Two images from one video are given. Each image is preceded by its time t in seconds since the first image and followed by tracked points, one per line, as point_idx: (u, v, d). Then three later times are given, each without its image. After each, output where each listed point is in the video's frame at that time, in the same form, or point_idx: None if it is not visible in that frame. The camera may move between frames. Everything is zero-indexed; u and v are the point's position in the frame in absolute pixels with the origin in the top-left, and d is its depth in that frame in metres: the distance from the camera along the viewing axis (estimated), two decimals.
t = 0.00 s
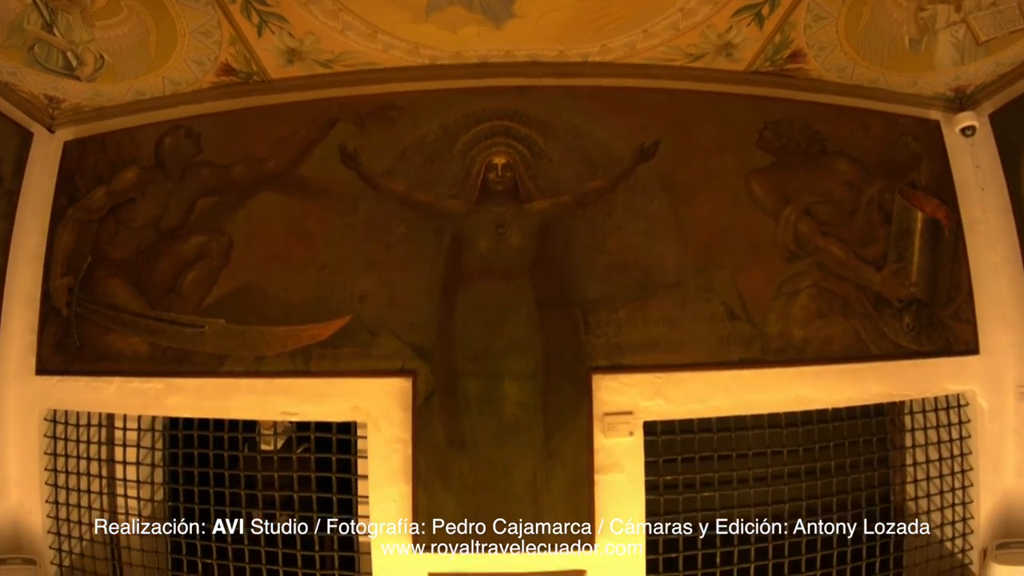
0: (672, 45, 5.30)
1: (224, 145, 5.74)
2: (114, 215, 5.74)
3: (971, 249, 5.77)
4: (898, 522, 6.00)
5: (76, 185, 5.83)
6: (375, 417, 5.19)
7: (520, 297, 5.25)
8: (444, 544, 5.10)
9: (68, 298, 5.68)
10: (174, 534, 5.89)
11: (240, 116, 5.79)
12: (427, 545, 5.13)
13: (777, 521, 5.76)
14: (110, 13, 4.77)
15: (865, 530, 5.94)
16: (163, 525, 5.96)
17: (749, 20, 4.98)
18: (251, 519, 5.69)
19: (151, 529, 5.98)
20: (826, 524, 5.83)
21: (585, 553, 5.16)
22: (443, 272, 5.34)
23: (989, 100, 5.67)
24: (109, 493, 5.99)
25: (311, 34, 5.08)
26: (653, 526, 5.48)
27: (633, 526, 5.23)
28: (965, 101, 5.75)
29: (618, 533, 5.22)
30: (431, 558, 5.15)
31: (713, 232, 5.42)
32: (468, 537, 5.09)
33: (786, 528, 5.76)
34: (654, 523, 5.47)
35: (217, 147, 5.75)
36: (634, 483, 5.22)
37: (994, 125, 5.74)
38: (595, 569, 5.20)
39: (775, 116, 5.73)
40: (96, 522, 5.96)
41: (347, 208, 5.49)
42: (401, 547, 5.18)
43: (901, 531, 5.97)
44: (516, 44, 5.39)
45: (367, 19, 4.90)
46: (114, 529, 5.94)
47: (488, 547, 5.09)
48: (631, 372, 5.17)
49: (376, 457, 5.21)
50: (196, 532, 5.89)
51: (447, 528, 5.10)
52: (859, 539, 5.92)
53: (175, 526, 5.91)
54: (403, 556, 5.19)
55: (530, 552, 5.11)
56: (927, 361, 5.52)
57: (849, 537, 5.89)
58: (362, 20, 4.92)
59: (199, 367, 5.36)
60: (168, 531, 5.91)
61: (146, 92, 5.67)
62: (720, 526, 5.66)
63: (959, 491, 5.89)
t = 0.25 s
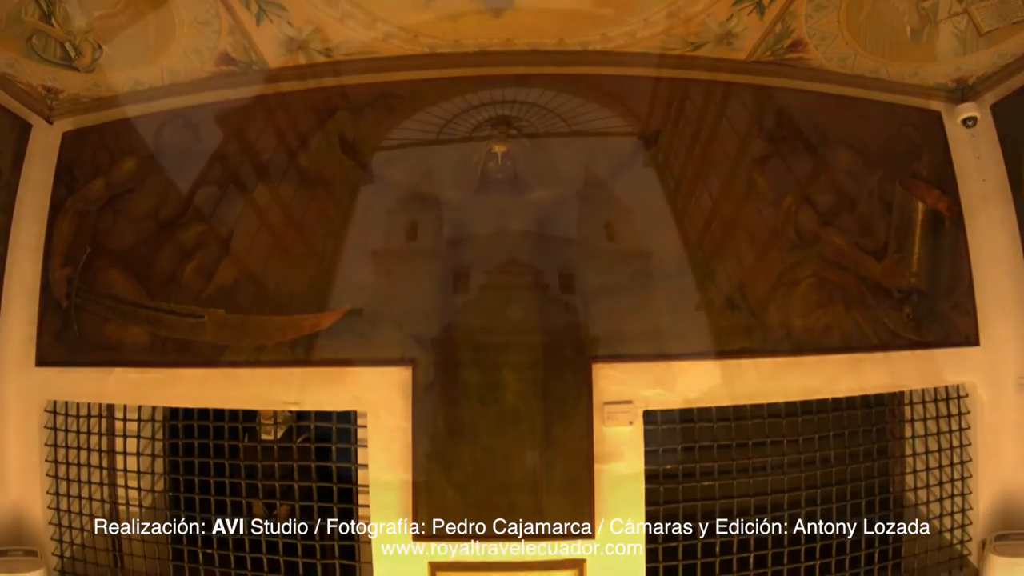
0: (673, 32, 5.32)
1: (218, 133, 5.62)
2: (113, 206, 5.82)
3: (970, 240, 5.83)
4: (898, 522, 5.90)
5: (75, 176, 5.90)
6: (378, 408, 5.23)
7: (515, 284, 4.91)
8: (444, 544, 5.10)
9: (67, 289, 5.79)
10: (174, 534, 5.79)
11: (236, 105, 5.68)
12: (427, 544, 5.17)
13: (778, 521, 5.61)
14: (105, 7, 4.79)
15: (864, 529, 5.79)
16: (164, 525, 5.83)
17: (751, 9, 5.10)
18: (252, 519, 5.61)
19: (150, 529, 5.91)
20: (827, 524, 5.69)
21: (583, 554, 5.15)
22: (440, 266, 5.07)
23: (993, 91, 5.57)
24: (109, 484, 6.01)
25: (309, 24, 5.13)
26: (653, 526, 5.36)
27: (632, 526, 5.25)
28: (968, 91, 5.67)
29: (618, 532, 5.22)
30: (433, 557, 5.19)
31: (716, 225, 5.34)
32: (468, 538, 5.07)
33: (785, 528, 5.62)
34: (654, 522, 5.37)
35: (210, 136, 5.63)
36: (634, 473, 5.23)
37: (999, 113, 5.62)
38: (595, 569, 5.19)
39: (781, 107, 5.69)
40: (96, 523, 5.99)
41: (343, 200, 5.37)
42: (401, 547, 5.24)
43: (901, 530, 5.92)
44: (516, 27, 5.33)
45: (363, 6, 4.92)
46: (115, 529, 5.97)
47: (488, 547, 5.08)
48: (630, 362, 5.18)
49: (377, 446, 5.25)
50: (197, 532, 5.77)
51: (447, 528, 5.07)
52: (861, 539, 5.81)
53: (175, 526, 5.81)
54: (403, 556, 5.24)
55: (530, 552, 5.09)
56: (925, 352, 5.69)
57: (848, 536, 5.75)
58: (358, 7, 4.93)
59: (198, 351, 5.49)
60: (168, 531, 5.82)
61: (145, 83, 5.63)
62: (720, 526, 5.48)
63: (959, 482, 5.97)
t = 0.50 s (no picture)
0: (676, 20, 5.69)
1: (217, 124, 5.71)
2: (112, 196, 5.81)
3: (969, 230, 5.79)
4: (897, 522, 5.99)
5: (75, 166, 5.83)
6: (374, 398, 5.12)
7: (516, 285, 5.04)
8: (444, 544, 5.16)
9: (66, 280, 5.79)
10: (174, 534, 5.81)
11: (239, 97, 5.75)
12: (427, 544, 5.18)
13: (778, 521, 5.59)
14: None
15: (865, 530, 5.88)
16: (164, 525, 5.87)
17: None
18: (251, 519, 5.58)
19: (150, 529, 5.89)
20: (827, 524, 5.77)
21: (583, 554, 5.14)
22: (441, 267, 5.13)
23: (994, 82, 5.63)
24: (109, 475, 5.94)
25: (309, 13, 5.59)
26: (653, 527, 5.32)
27: (632, 527, 5.23)
28: (968, 82, 5.73)
29: (618, 533, 5.20)
30: (432, 557, 5.17)
31: (716, 225, 5.39)
32: (468, 537, 5.16)
33: (786, 528, 5.60)
34: (654, 522, 5.31)
35: (210, 128, 5.72)
36: (633, 472, 5.13)
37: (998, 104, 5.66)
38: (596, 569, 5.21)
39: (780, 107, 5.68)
40: (96, 522, 6.00)
41: (344, 201, 5.38)
42: (401, 547, 5.21)
43: (901, 531, 5.98)
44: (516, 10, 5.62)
45: None
46: (114, 529, 6.00)
47: (488, 547, 5.16)
48: (632, 350, 5.07)
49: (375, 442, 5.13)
50: (198, 531, 5.75)
51: (447, 528, 5.13)
52: (859, 538, 5.91)
53: (174, 526, 5.83)
54: (403, 555, 5.21)
55: (531, 552, 5.16)
56: (920, 342, 5.65)
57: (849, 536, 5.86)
58: None
59: (198, 347, 5.48)
60: (167, 531, 5.84)
61: (144, 74, 5.83)
62: (720, 526, 5.46)
63: (957, 474, 5.94)
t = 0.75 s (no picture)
0: (675, 12, 5.84)
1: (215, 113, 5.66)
2: (111, 188, 5.80)
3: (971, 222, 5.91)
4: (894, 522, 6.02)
5: (72, 158, 5.91)
6: (375, 393, 5.00)
7: (516, 284, 4.85)
8: (445, 544, 5.20)
9: (65, 273, 5.82)
10: (175, 534, 5.87)
11: (238, 87, 5.72)
12: (427, 544, 5.19)
13: (778, 521, 5.73)
14: None
15: (864, 530, 5.95)
16: (163, 525, 5.90)
17: None
18: (251, 519, 5.64)
19: (150, 529, 5.95)
20: (827, 524, 5.86)
21: (583, 553, 5.21)
22: (441, 267, 4.90)
23: (993, 75, 5.93)
24: (109, 467, 5.93)
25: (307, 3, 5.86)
26: (653, 527, 5.39)
27: (632, 527, 5.28)
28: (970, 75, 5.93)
29: (618, 533, 5.23)
30: (432, 558, 5.21)
31: (716, 225, 5.27)
32: (467, 538, 5.20)
33: (785, 528, 5.75)
34: (654, 522, 5.39)
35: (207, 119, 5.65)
36: (633, 473, 5.11)
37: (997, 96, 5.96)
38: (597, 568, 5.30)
39: (782, 104, 5.52)
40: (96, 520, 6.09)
41: (343, 201, 5.30)
42: (401, 547, 5.23)
43: (900, 531, 6.05)
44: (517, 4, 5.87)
45: None
46: (113, 528, 6.05)
47: (488, 547, 5.20)
48: (633, 345, 4.95)
49: (376, 441, 5.03)
50: (197, 532, 5.82)
51: (447, 528, 5.14)
52: (859, 537, 5.98)
53: (175, 525, 5.87)
54: (403, 555, 5.24)
55: (531, 552, 5.22)
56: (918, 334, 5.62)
57: (848, 536, 5.92)
58: None
59: (198, 347, 5.42)
60: (167, 531, 5.88)
61: (141, 65, 5.85)
62: (720, 526, 5.53)
63: (956, 466, 6.04)
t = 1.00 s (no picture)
0: (675, 7, 5.94)
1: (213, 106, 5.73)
2: (110, 181, 5.91)
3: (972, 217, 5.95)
4: (895, 523, 5.89)
5: (70, 151, 6.05)
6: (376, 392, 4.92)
7: (517, 285, 4.73)
8: (445, 544, 5.19)
9: (63, 267, 5.93)
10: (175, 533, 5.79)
11: (236, 78, 5.80)
12: (427, 544, 5.23)
13: (777, 521, 5.56)
14: None
15: (864, 530, 5.86)
16: (163, 525, 5.84)
17: None
18: (250, 518, 5.47)
19: (151, 529, 5.87)
20: (827, 524, 5.75)
21: (583, 553, 5.14)
22: (440, 267, 4.83)
23: (994, 70, 6.08)
24: (109, 460, 5.77)
25: None
26: (653, 526, 5.25)
27: (633, 527, 5.21)
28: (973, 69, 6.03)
29: (618, 532, 5.18)
30: (432, 558, 5.23)
31: (716, 225, 5.20)
32: (468, 537, 5.17)
33: (785, 528, 5.62)
34: (654, 522, 5.25)
35: (205, 111, 5.73)
36: (634, 472, 4.95)
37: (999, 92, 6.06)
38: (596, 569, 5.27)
39: (781, 104, 5.39)
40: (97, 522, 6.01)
41: (343, 201, 5.27)
42: (401, 547, 5.25)
43: (899, 531, 5.95)
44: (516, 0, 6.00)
45: None
46: (113, 529, 5.96)
47: (488, 547, 5.18)
48: (633, 343, 4.81)
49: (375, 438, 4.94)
50: (197, 531, 5.71)
51: (447, 529, 5.12)
52: (859, 538, 5.88)
53: (175, 525, 5.79)
54: (403, 556, 5.25)
55: (531, 552, 5.11)
56: (919, 331, 5.66)
57: (848, 536, 5.82)
58: None
59: (197, 346, 5.37)
60: (167, 531, 5.83)
61: (137, 58, 6.02)
62: (720, 526, 5.30)
63: (956, 460, 5.96)
